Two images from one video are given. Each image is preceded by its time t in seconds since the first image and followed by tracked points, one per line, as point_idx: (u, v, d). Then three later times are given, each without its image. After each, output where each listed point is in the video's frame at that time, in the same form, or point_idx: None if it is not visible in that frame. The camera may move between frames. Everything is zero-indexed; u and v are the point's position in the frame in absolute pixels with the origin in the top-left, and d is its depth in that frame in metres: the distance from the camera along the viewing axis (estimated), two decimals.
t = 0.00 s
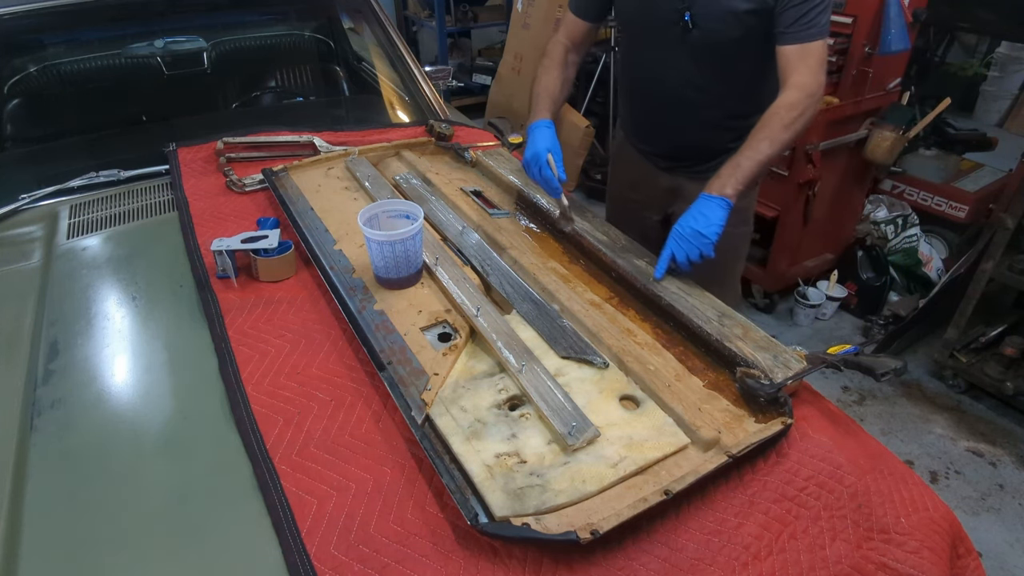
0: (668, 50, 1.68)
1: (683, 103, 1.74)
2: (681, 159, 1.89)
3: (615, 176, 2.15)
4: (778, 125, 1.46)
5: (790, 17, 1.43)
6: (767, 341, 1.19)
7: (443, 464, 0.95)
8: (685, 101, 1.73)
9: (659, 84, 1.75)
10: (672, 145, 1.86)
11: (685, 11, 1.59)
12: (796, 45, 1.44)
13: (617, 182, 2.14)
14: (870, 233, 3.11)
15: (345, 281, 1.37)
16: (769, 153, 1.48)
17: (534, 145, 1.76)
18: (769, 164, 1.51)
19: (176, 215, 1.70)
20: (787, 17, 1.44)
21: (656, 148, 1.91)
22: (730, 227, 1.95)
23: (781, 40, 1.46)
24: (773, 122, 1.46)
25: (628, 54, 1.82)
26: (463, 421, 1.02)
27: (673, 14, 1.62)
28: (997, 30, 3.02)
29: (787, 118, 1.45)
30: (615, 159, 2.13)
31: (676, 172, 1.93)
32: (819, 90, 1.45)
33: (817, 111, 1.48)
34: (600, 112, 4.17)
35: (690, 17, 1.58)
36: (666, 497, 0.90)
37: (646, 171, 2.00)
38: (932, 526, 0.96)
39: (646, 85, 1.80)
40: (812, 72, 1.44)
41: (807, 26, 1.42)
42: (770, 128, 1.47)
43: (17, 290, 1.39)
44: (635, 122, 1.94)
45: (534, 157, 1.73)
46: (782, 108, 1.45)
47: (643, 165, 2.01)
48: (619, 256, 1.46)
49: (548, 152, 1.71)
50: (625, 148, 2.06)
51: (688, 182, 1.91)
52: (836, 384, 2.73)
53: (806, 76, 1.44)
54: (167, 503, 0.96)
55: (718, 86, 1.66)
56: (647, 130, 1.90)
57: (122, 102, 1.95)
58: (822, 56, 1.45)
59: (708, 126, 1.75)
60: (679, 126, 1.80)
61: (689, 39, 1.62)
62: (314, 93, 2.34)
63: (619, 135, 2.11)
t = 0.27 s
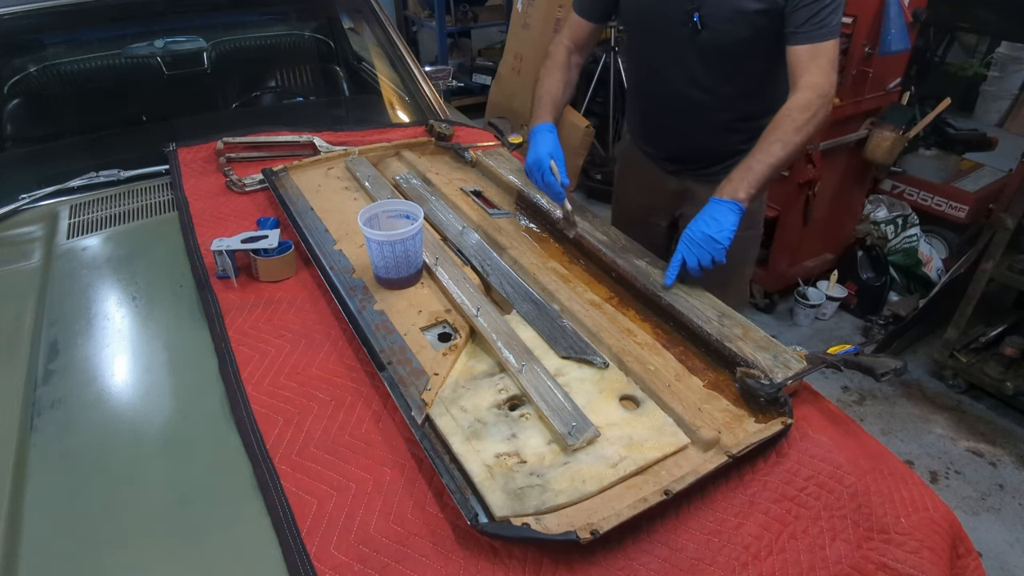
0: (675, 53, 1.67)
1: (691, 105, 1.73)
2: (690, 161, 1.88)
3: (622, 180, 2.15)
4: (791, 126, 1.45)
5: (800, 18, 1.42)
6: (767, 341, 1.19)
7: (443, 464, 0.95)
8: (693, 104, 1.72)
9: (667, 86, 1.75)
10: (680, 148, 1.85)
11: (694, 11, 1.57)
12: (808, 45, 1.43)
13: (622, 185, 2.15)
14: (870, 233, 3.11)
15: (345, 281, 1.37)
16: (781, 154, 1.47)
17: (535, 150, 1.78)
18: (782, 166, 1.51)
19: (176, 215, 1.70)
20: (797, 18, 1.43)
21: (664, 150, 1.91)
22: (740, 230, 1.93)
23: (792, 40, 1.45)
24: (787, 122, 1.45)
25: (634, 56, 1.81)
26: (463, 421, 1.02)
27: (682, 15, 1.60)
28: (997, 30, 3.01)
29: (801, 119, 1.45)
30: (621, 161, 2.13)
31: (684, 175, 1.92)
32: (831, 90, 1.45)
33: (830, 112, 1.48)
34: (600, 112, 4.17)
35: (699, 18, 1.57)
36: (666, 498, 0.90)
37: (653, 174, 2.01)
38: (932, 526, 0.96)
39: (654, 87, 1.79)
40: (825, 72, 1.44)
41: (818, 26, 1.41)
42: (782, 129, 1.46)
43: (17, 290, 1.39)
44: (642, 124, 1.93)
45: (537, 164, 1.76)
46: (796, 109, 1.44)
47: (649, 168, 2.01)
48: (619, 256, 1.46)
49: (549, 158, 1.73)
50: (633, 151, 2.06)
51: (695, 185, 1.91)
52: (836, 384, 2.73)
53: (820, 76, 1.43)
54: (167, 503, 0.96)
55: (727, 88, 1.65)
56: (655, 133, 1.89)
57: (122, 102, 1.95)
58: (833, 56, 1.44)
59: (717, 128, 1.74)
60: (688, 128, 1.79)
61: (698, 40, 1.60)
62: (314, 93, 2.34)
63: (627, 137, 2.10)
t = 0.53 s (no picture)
0: (683, 56, 1.66)
1: (699, 108, 1.73)
2: (698, 164, 1.88)
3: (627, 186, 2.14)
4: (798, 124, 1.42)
5: (809, 18, 1.41)
6: (767, 341, 1.19)
7: (443, 464, 0.95)
8: (701, 107, 1.72)
9: (674, 90, 1.74)
10: (689, 151, 1.85)
11: (703, 13, 1.56)
12: (818, 44, 1.41)
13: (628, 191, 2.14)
14: (870, 233, 3.11)
15: (345, 281, 1.37)
16: (790, 155, 1.44)
17: (539, 154, 1.74)
18: (791, 167, 1.48)
19: (176, 215, 1.70)
20: (807, 18, 1.41)
21: (672, 154, 1.91)
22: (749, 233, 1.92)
23: (802, 41, 1.43)
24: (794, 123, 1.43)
25: (640, 60, 1.80)
26: (463, 421, 1.02)
27: (691, 16, 1.59)
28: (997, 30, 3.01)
29: (808, 119, 1.42)
30: (626, 166, 2.13)
31: (693, 179, 1.92)
32: (840, 91, 1.43)
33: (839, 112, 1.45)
34: (600, 112, 4.17)
35: (708, 19, 1.56)
36: (666, 498, 0.90)
37: (660, 178, 2.00)
38: (932, 526, 0.96)
39: (661, 91, 1.78)
40: (833, 72, 1.41)
41: (829, 26, 1.39)
42: (790, 128, 1.43)
43: (17, 290, 1.39)
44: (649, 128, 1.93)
45: (540, 167, 1.70)
46: (804, 110, 1.42)
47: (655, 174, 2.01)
48: (619, 256, 1.46)
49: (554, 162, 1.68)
50: (638, 156, 2.05)
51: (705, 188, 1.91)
52: (836, 384, 2.73)
53: (828, 77, 1.41)
54: (167, 503, 0.96)
55: (735, 90, 1.65)
56: (662, 137, 1.89)
57: (122, 102, 1.95)
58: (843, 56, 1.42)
59: (725, 131, 1.74)
60: (696, 131, 1.79)
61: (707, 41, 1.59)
62: (314, 93, 2.34)
63: (631, 142, 2.10)
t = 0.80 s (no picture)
0: (691, 60, 1.65)
1: (707, 112, 1.71)
2: (707, 167, 1.87)
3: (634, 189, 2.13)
4: (808, 126, 1.42)
5: (819, 20, 1.40)
6: (767, 341, 1.20)
7: (443, 464, 0.95)
8: (710, 111, 1.71)
9: (682, 93, 1.73)
10: (697, 155, 1.84)
11: (712, 15, 1.55)
12: (829, 46, 1.41)
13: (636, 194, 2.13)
14: (870, 233, 3.11)
15: (345, 281, 1.37)
16: (800, 157, 1.44)
17: (546, 156, 1.75)
18: (801, 168, 1.47)
19: (176, 215, 1.70)
20: (818, 19, 1.41)
21: (680, 157, 1.89)
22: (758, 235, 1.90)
23: (812, 43, 1.43)
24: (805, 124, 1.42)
25: (646, 64, 1.79)
26: (463, 421, 1.02)
27: (699, 19, 1.57)
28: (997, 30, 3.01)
29: (818, 121, 1.41)
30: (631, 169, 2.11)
31: (702, 183, 1.91)
32: (849, 92, 1.43)
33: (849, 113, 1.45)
34: (600, 112, 4.17)
35: (718, 22, 1.54)
36: (666, 498, 0.90)
37: (667, 182, 1.99)
38: (932, 526, 0.96)
39: (668, 95, 1.77)
40: (842, 73, 1.41)
41: (839, 28, 1.39)
42: (799, 130, 1.43)
43: (16, 291, 1.39)
44: (655, 132, 1.91)
45: (547, 170, 1.71)
46: (814, 112, 1.41)
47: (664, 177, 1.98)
48: (619, 256, 1.46)
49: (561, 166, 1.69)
50: (644, 160, 2.04)
51: (714, 191, 1.90)
52: (836, 384, 2.73)
53: (837, 79, 1.41)
54: (167, 503, 0.96)
55: (744, 93, 1.64)
56: (670, 141, 1.88)
57: (122, 102, 1.95)
58: (853, 57, 1.42)
59: (734, 133, 1.73)
60: (704, 134, 1.77)
61: (716, 44, 1.58)
62: (314, 93, 2.33)
63: (636, 145, 2.08)
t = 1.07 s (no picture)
0: (697, 63, 1.63)
1: (713, 114, 1.70)
2: (712, 169, 1.85)
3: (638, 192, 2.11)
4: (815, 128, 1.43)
5: (826, 23, 1.39)
6: (767, 341, 1.19)
7: (443, 464, 0.95)
8: (716, 113, 1.69)
9: (688, 96, 1.71)
10: (703, 157, 1.82)
11: (719, 18, 1.54)
12: (836, 49, 1.39)
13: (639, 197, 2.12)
14: (870, 233, 3.11)
15: (345, 281, 1.37)
16: (807, 160, 1.44)
17: (554, 161, 1.72)
18: (808, 171, 1.48)
19: (176, 215, 1.70)
20: (825, 22, 1.39)
21: (685, 160, 1.88)
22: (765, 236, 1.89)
23: (819, 45, 1.41)
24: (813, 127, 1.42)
25: (651, 67, 1.77)
26: (463, 421, 1.02)
27: (707, 22, 1.56)
28: (997, 30, 3.01)
29: (825, 123, 1.42)
30: (634, 172, 2.10)
31: (707, 184, 1.89)
32: (856, 94, 1.43)
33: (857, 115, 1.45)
34: (600, 112, 4.17)
35: (724, 26, 1.53)
36: (666, 497, 0.90)
37: (672, 186, 1.97)
38: (932, 526, 0.96)
39: (674, 98, 1.75)
40: (849, 76, 1.41)
41: (846, 31, 1.37)
42: (807, 132, 1.43)
43: (16, 291, 1.39)
44: (660, 135, 1.90)
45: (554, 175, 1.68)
46: (821, 114, 1.42)
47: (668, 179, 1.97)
48: (619, 256, 1.46)
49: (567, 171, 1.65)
50: (648, 162, 2.02)
51: (719, 193, 1.89)
52: (836, 384, 2.73)
53: (845, 81, 1.41)
54: (167, 503, 0.96)
55: (751, 95, 1.63)
56: (675, 143, 1.86)
57: (122, 103, 1.95)
58: (860, 60, 1.41)
59: (740, 136, 1.72)
60: (710, 137, 1.76)
61: (723, 47, 1.56)
62: (314, 93, 2.33)
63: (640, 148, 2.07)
